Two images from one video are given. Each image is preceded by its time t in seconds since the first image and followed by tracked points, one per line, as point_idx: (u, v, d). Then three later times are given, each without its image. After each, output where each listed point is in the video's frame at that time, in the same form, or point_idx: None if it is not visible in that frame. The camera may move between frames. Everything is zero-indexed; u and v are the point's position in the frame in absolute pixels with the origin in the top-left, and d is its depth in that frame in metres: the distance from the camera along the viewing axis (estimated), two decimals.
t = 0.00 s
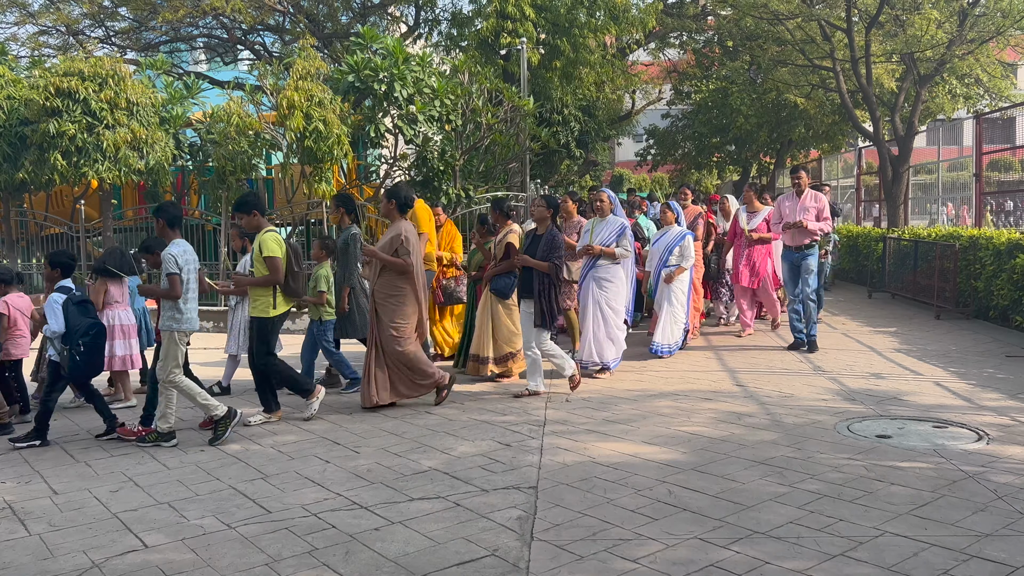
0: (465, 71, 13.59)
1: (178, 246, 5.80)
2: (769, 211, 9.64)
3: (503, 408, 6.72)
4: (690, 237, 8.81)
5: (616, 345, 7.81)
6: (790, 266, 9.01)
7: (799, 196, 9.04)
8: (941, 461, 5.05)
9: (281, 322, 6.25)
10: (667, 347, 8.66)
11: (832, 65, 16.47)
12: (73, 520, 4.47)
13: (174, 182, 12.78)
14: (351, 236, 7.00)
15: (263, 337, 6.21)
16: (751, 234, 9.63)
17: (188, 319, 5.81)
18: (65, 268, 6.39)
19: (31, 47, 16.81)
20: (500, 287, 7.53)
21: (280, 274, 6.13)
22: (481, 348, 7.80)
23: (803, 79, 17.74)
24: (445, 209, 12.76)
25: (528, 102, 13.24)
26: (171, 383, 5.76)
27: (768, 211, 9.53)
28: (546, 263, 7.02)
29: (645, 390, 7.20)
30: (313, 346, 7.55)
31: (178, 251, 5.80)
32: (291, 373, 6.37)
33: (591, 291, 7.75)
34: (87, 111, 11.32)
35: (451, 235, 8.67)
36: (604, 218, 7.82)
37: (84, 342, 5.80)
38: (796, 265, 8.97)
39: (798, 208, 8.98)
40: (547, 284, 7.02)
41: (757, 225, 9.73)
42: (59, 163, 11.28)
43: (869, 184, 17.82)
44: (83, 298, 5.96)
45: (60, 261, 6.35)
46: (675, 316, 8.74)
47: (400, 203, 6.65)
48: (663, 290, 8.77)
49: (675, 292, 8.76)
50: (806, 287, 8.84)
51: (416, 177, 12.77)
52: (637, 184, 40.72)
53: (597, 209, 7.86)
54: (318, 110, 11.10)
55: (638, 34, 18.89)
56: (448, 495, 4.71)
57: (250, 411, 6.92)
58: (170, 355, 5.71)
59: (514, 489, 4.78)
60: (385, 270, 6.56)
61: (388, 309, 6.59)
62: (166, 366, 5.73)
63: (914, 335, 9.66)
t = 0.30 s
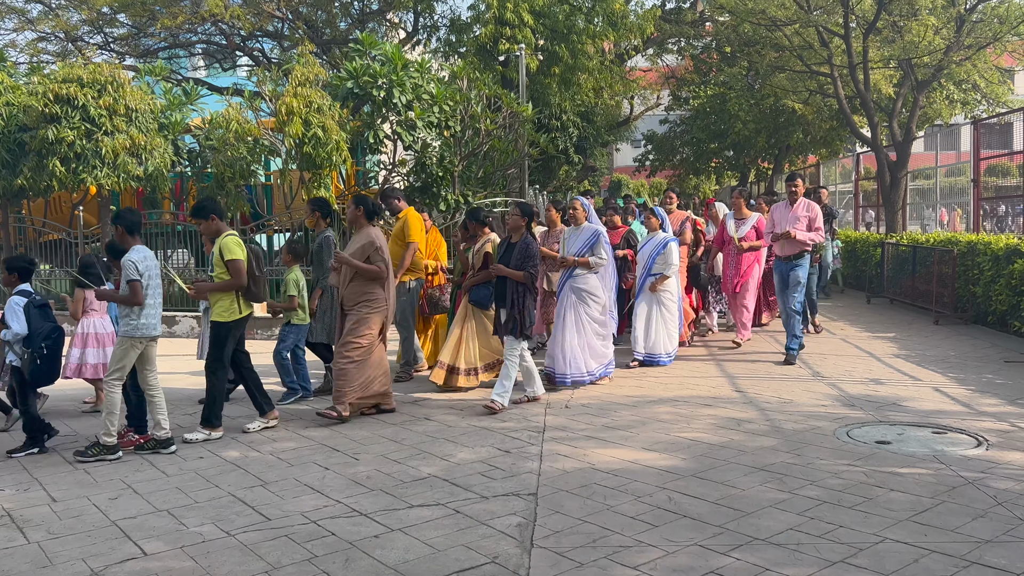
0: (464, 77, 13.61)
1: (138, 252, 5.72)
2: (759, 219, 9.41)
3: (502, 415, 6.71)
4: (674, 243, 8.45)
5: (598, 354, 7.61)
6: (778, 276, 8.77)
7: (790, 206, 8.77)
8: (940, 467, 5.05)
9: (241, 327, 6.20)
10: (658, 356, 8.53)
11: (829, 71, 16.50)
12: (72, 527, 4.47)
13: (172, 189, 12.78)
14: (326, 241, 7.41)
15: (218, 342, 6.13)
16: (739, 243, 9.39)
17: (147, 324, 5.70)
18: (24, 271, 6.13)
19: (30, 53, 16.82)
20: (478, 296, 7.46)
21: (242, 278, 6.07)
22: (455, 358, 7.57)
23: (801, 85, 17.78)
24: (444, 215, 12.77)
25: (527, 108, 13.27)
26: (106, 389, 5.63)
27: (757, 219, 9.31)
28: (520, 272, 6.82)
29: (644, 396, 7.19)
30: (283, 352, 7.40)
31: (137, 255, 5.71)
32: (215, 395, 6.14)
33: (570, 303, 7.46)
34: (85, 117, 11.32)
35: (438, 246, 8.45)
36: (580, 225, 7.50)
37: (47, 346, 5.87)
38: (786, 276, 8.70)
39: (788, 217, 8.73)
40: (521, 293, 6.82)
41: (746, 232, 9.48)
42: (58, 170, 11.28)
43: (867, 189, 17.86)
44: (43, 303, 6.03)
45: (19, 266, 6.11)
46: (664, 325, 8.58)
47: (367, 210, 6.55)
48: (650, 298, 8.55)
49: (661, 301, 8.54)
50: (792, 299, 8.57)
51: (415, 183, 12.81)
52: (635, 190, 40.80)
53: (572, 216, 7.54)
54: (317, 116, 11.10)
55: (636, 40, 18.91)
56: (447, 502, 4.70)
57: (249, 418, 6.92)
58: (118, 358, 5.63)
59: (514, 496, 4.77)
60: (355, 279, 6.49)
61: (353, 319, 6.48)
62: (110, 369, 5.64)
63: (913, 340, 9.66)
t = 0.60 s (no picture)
0: (461, 87, 13.63)
1: (86, 266, 5.65)
2: (746, 228, 9.30)
3: (501, 425, 6.71)
4: (652, 254, 8.24)
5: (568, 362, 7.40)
6: (769, 284, 8.61)
7: (782, 211, 8.66)
8: (938, 477, 5.04)
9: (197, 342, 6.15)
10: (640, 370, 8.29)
11: (826, 79, 16.54)
12: (69, 540, 4.45)
13: (170, 198, 12.79)
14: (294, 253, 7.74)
15: (186, 356, 6.05)
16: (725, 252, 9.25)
17: (93, 340, 5.67)
18: None
19: (27, 63, 16.85)
20: (449, 304, 7.40)
21: (194, 292, 6.00)
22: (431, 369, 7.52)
23: (798, 93, 17.83)
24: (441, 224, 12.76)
25: (524, 117, 13.30)
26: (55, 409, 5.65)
27: (744, 228, 9.21)
28: (490, 283, 6.76)
29: (642, 405, 7.19)
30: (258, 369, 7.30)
31: (85, 272, 5.65)
32: (201, 408, 6.12)
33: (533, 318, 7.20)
34: (83, 127, 11.34)
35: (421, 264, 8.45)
36: (550, 235, 7.26)
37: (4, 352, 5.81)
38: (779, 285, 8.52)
39: (779, 222, 8.63)
40: (491, 305, 6.77)
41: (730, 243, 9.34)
42: (56, 180, 11.28)
43: (865, 198, 17.90)
44: None
45: None
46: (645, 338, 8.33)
47: (328, 224, 6.58)
48: (628, 311, 8.27)
49: (640, 314, 8.26)
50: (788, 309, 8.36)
51: (413, 192, 12.83)
52: (633, 198, 40.85)
53: (541, 224, 7.29)
54: (315, 125, 11.11)
55: (633, 49, 18.95)
56: (445, 514, 4.69)
57: (247, 428, 6.91)
58: (68, 373, 5.63)
59: (512, 507, 4.77)
60: (309, 295, 6.39)
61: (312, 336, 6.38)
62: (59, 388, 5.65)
63: (910, 349, 9.66)
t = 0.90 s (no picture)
0: (459, 99, 13.68)
1: (40, 281, 5.62)
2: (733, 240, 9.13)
3: (500, 439, 6.71)
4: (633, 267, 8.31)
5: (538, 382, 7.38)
6: (757, 300, 8.33)
7: (766, 226, 8.45)
8: (937, 491, 5.05)
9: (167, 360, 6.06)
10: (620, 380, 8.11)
11: (822, 91, 16.60)
12: (67, 558, 4.45)
13: (169, 212, 12.81)
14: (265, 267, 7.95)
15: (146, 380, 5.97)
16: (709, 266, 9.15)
17: (60, 353, 5.66)
18: None
19: (26, 77, 16.91)
20: (423, 321, 7.28)
21: (153, 313, 5.88)
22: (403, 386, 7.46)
23: (794, 105, 17.91)
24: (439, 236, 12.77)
25: (522, 130, 13.37)
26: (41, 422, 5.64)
27: (731, 241, 9.07)
28: (455, 301, 6.62)
29: (641, 419, 7.19)
30: (224, 385, 7.33)
31: (40, 287, 5.61)
32: (177, 419, 6.03)
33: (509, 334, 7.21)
34: (82, 142, 11.38)
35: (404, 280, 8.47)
36: (523, 250, 7.23)
37: None
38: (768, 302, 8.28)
39: (765, 238, 8.36)
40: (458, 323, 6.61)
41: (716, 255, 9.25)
42: (55, 194, 11.30)
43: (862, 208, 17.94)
44: None
45: None
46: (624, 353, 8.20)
47: (288, 238, 6.39)
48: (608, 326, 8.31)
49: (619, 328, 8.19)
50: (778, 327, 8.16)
51: (411, 205, 12.86)
52: (631, 208, 40.93)
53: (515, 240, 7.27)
54: (313, 139, 11.14)
55: (630, 61, 19.03)
56: (444, 530, 4.69)
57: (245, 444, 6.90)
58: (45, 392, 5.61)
59: (511, 523, 4.77)
60: (268, 313, 6.32)
61: (275, 352, 6.31)
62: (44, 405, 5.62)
63: (908, 360, 9.66)
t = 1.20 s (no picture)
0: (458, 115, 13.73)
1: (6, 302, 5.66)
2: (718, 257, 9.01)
3: (500, 456, 6.70)
4: (614, 288, 7.98)
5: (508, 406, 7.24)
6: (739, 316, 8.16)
7: (748, 240, 8.25)
8: (936, 508, 5.04)
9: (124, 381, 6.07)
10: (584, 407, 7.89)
11: (819, 105, 16.67)
12: None
13: (169, 228, 12.83)
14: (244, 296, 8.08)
15: (94, 392, 5.92)
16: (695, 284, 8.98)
17: (20, 377, 5.67)
18: None
19: (26, 94, 16.97)
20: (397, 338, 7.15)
21: (119, 330, 5.88)
22: (372, 408, 7.34)
23: (791, 119, 17.99)
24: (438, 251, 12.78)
25: (520, 145, 13.42)
26: None
27: (716, 257, 8.95)
28: (416, 318, 6.54)
29: (640, 435, 7.19)
30: (196, 409, 7.33)
31: (5, 308, 5.65)
32: (99, 443, 5.96)
33: (482, 351, 7.20)
34: (82, 158, 11.42)
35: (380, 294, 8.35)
36: (496, 266, 7.26)
37: None
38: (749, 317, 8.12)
39: (746, 251, 8.19)
40: (417, 341, 6.53)
41: (702, 272, 9.09)
42: (54, 212, 11.33)
43: (860, 221, 17.98)
44: None
45: None
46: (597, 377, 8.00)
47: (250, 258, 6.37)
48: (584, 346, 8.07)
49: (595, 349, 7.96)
50: (758, 343, 7.97)
51: (410, 220, 12.88)
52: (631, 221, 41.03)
53: (485, 254, 7.28)
54: (312, 155, 11.17)
55: (628, 76, 19.11)
56: (443, 549, 4.68)
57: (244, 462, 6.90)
58: None
59: (511, 542, 4.76)
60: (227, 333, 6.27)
61: (232, 376, 6.31)
62: None
63: (908, 375, 9.65)
